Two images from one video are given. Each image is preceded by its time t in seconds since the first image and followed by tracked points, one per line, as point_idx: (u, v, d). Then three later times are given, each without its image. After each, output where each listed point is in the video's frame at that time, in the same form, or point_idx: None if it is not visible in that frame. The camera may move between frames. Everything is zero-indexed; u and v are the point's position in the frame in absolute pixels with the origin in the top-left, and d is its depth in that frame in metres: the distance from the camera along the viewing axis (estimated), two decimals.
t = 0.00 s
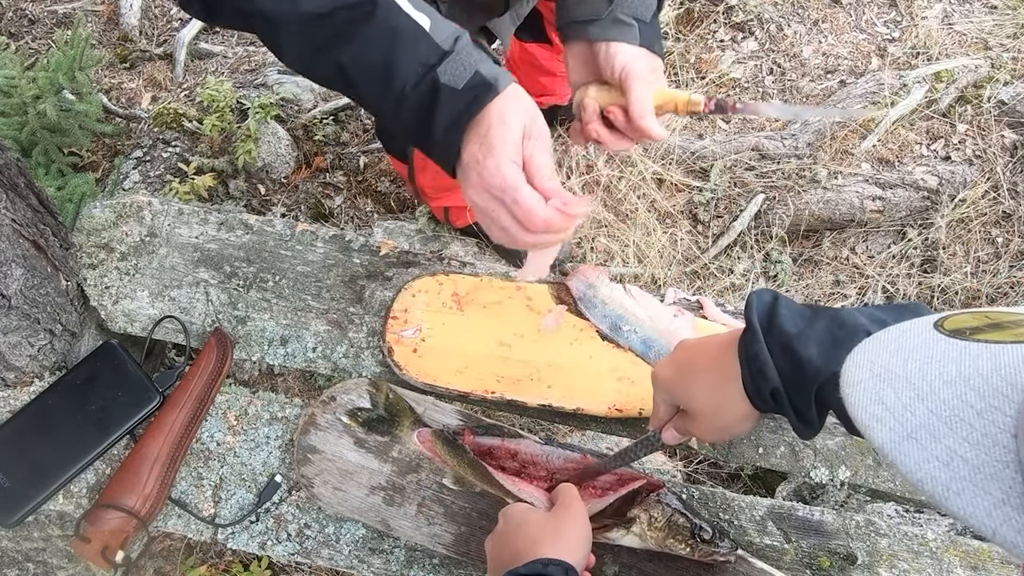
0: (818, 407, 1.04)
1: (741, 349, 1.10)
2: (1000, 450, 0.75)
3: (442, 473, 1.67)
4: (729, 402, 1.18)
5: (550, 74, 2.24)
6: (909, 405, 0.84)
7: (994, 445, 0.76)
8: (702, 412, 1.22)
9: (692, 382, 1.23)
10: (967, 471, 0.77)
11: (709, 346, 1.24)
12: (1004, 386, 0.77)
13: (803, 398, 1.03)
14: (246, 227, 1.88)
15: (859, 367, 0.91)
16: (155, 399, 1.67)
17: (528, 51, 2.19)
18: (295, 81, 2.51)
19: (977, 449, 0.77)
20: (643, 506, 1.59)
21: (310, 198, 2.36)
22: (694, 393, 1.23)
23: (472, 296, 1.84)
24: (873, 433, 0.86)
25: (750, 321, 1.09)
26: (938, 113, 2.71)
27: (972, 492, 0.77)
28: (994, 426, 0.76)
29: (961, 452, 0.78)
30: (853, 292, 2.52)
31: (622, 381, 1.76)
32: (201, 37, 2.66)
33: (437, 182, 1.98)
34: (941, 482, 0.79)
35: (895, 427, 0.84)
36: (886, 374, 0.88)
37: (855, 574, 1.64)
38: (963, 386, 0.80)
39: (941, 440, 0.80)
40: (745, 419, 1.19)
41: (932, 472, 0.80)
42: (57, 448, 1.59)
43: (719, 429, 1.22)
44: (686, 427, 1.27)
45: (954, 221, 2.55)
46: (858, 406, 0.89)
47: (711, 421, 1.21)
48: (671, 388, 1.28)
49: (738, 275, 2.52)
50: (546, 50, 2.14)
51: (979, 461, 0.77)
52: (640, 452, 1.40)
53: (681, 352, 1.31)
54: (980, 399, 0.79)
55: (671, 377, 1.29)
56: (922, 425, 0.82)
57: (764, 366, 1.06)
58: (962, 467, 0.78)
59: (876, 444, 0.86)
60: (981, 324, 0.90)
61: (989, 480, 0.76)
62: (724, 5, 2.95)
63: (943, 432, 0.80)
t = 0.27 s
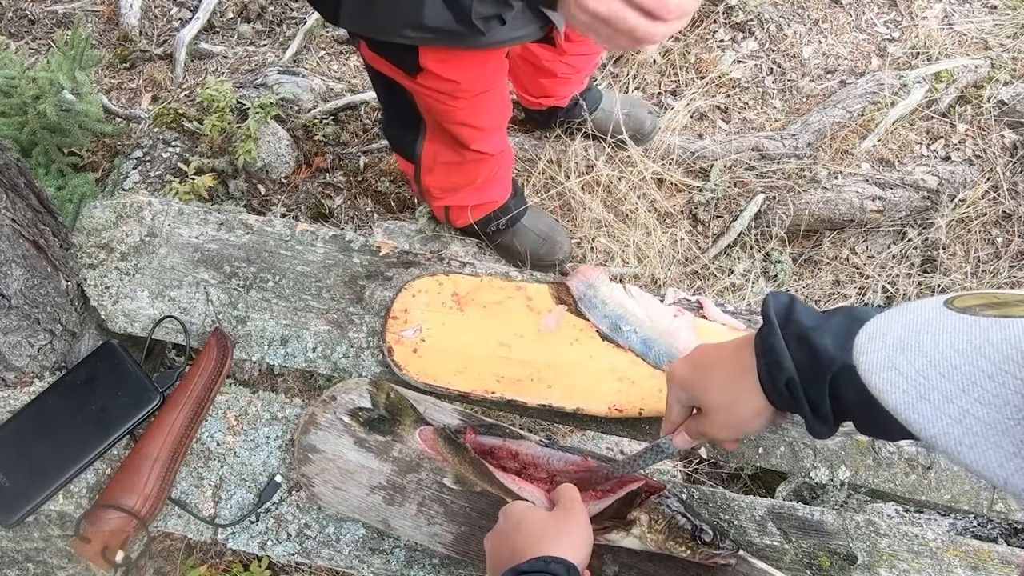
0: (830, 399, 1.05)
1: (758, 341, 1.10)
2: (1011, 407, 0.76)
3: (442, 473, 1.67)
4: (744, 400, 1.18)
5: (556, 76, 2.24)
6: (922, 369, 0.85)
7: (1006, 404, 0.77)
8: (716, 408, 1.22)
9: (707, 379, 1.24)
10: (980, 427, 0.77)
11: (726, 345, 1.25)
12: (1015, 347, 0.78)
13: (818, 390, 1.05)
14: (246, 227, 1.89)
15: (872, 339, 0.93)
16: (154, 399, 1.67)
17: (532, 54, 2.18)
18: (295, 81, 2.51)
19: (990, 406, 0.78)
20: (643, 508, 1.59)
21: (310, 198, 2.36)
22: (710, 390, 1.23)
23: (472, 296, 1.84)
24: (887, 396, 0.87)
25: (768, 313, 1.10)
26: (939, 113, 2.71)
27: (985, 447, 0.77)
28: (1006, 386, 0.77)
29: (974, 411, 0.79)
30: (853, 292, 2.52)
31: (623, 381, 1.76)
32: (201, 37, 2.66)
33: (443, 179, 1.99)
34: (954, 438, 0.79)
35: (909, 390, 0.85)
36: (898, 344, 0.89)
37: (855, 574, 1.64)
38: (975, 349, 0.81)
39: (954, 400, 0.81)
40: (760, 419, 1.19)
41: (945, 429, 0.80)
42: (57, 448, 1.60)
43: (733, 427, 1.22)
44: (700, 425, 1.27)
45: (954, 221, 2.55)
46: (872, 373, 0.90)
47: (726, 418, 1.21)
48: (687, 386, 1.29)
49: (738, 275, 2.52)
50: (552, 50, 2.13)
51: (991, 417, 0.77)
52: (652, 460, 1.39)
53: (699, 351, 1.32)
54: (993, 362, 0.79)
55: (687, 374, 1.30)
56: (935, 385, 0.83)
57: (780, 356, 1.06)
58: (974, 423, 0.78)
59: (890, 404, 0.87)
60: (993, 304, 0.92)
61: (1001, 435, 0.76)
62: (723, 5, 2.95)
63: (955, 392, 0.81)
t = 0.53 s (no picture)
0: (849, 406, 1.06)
1: (778, 345, 1.10)
2: None
3: (442, 472, 1.68)
4: (761, 402, 1.17)
5: (565, 70, 2.20)
6: (937, 351, 0.89)
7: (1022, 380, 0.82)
8: (734, 409, 1.21)
9: (725, 381, 1.23)
10: (995, 402, 0.83)
11: (745, 348, 1.24)
12: None
13: (837, 396, 1.05)
14: (246, 227, 1.89)
15: (885, 322, 0.97)
16: (154, 399, 1.67)
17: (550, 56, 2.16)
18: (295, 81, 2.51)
19: (1006, 382, 0.83)
20: (644, 509, 1.59)
21: (310, 198, 2.36)
22: (728, 392, 1.22)
23: (472, 296, 1.84)
24: (900, 372, 0.92)
25: (790, 318, 1.10)
26: (938, 113, 2.71)
27: (1001, 420, 0.82)
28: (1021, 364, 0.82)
29: (989, 388, 0.84)
30: (853, 292, 2.52)
31: (623, 382, 1.76)
32: (201, 37, 2.66)
33: (464, 172, 1.94)
34: (969, 414, 0.85)
35: (923, 368, 0.90)
36: (911, 327, 0.93)
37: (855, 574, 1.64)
38: (989, 332, 0.86)
39: (970, 380, 0.86)
40: (778, 422, 1.18)
41: (960, 404, 0.86)
42: (57, 448, 1.60)
43: (750, 429, 1.21)
44: (717, 429, 1.26)
45: (954, 221, 2.55)
46: (886, 352, 0.94)
47: (743, 420, 1.20)
48: (704, 387, 1.28)
49: (738, 275, 2.52)
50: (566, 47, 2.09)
51: (1007, 394, 0.83)
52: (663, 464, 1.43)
53: (716, 354, 1.31)
54: (1007, 344, 0.84)
55: (704, 376, 1.29)
56: (952, 366, 0.87)
57: (800, 361, 1.06)
58: (991, 399, 0.83)
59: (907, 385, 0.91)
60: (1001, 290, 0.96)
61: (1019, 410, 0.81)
62: (723, 5, 2.95)
63: (969, 370, 0.86)
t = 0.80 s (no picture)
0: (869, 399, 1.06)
1: (797, 340, 1.10)
2: None
3: (442, 472, 1.68)
4: (781, 398, 1.16)
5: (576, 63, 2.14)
6: (963, 335, 0.89)
7: None
8: (753, 406, 1.20)
9: (743, 380, 1.22)
10: None
11: (764, 347, 1.24)
12: None
13: (857, 389, 1.05)
14: (246, 227, 1.89)
15: (907, 307, 0.97)
16: (154, 399, 1.67)
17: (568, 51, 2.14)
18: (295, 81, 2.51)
19: None
20: (644, 513, 1.58)
21: (310, 198, 2.36)
22: (745, 390, 1.22)
23: (472, 296, 1.84)
24: (926, 358, 0.92)
25: (808, 314, 1.10)
26: (938, 113, 2.71)
27: None
28: None
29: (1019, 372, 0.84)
30: (853, 292, 2.51)
31: (623, 382, 1.76)
32: (201, 37, 2.66)
33: (484, 163, 1.88)
34: (1000, 398, 0.85)
35: (949, 352, 0.90)
36: (935, 312, 0.93)
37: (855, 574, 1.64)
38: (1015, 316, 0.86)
39: (998, 364, 0.86)
40: (798, 419, 1.17)
41: (989, 388, 0.86)
42: (58, 448, 1.60)
43: (769, 428, 1.19)
44: (736, 429, 1.25)
45: (954, 221, 2.55)
46: (910, 337, 0.95)
47: (762, 418, 1.19)
48: (721, 387, 1.27)
49: (738, 275, 2.52)
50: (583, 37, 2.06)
51: None
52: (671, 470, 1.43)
53: (733, 355, 1.30)
54: None
55: (721, 375, 1.28)
56: (979, 351, 0.87)
57: (820, 354, 1.06)
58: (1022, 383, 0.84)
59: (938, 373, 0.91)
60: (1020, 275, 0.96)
61: None
62: (723, 5, 2.95)
63: (998, 354, 0.86)
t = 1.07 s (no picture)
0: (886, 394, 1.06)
1: (812, 336, 1.10)
2: None
3: (442, 472, 1.68)
4: (799, 393, 1.16)
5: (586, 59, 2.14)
6: (987, 330, 0.88)
7: None
8: (771, 402, 1.19)
9: (759, 377, 1.22)
10: None
11: (778, 343, 1.23)
12: None
13: (874, 384, 1.05)
14: (246, 227, 1.89)
15: (926, 303, 0.96)
16: (154, 399, 1.67)
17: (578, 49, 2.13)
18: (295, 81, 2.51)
19: None
20: (645, 513, 1.57)
21: (310, 198, 2.36)
22: (762, 387, 1.21)
23: (472, 296, 1.84)
24: (951, 353, 0.90)
25: (822, 309, 1.10)
26: (938, 113, 2.71)
27: None
28: None
29: None
30: (853, 292, 2.51)
31: (624, 382, 1.76)
32: (201, 37, 2.66)
33: (492, 156, 1.88)
34: None
35: (974, 348, 0.88)
36: (957, 307, 0.92)
37: (855, 574, 1.64)
38: None
39: None
40: (818, 413, 1.16)
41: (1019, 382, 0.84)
42: (58, 448, 1.60)
43: (789, 423, 1.19)
44: (757, 426, 1.24)
45: (954, 221, 2.55)
46: (932, 333, 0.93)
47: (781, 414, 1.18)
48: (739, 385, 1.27)
49: (738, 275, 2.52)
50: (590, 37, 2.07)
51: None
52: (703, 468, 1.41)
53: (749, 352, 1.30)
54: None
55: (738, 373, 1.27)
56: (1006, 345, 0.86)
57: (836, 351, 1.06)
58: None
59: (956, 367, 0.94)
60: None
61: None
62: (723, 5, 2.95)
63: None
